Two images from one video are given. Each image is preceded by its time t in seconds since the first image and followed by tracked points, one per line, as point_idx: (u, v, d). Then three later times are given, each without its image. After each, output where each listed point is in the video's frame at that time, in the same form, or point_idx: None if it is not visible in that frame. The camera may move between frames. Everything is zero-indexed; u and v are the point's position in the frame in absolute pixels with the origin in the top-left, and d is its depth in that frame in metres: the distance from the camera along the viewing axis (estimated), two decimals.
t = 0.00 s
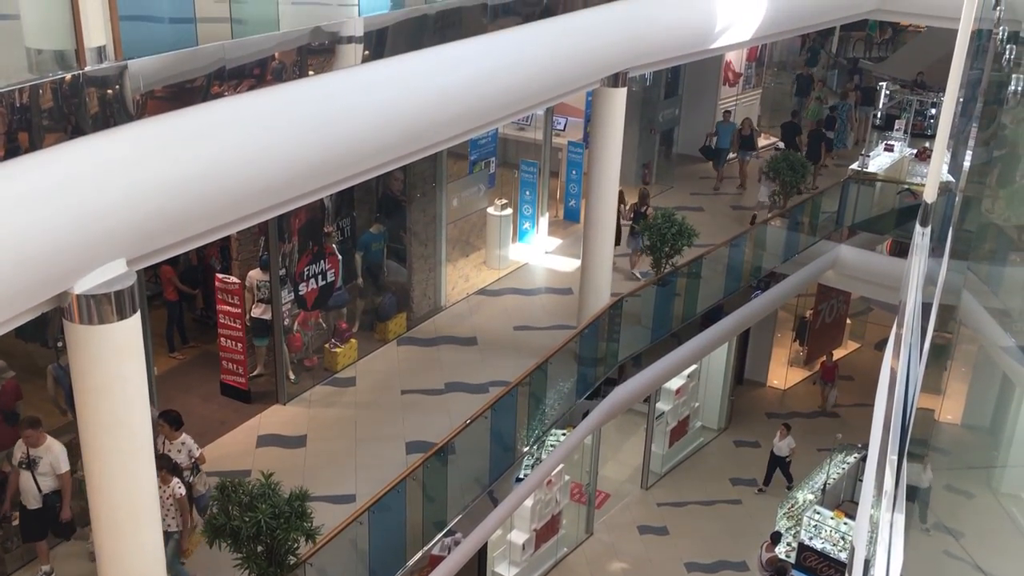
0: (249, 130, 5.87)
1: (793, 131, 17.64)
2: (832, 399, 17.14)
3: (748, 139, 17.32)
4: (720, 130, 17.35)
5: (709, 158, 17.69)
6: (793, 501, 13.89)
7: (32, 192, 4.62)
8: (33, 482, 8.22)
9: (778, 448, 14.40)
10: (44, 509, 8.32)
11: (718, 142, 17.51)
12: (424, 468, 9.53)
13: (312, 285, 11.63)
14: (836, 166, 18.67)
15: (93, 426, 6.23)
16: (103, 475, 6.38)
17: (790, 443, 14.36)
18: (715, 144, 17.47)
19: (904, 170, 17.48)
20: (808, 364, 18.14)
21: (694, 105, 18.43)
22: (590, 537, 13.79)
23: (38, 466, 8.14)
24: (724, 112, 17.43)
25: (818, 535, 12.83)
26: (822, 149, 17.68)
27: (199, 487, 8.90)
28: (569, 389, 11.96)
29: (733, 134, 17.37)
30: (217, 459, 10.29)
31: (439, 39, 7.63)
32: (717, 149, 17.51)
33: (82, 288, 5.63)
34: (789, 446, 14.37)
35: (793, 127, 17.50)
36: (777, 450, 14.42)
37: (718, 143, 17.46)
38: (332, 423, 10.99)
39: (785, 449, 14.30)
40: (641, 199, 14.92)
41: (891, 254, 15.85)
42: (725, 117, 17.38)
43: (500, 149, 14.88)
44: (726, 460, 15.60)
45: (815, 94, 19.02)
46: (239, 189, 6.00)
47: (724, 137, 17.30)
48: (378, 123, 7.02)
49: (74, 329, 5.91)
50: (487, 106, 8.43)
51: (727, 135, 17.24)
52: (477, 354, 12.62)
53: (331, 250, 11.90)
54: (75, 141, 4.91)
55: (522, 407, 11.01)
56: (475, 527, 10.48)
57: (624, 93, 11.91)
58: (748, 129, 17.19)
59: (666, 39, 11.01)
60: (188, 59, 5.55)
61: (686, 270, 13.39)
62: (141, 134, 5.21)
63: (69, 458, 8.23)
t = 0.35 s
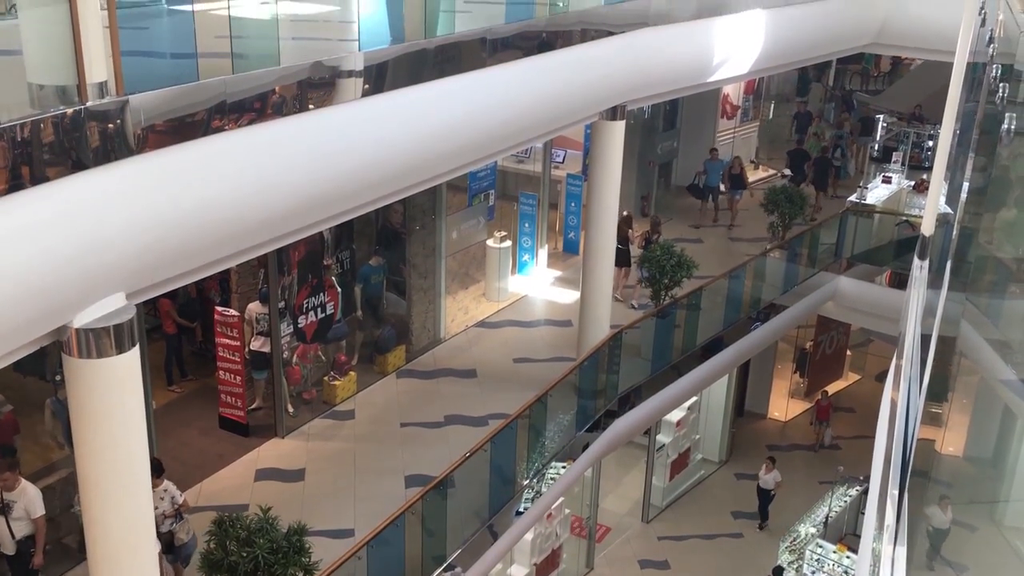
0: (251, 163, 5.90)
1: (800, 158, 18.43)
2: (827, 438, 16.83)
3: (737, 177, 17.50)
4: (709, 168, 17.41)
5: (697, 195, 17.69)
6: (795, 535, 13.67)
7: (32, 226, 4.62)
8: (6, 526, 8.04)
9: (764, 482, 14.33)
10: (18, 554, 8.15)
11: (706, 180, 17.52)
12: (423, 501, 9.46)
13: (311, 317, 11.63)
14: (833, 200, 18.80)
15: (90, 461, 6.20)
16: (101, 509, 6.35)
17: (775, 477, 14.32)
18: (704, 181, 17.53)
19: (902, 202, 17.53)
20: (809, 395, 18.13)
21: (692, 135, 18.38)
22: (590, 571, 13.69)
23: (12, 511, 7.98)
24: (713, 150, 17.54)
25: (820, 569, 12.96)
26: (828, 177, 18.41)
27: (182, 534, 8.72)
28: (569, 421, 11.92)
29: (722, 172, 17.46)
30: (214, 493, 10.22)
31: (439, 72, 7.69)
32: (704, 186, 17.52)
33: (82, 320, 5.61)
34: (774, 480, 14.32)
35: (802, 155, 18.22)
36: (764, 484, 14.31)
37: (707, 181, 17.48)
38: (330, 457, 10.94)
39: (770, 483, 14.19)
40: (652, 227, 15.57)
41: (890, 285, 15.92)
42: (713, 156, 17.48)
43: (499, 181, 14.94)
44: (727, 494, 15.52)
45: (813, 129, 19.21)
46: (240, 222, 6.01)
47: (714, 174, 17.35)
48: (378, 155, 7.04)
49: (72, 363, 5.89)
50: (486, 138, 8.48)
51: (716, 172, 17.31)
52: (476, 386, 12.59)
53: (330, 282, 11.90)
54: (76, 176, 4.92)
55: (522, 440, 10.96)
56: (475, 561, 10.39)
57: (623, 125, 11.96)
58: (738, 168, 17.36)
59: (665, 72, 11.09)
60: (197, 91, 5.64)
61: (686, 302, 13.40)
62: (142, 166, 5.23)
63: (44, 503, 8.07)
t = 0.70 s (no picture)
0: (251, 195, 5.91)
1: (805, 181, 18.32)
2: (822, 475, 16.51)
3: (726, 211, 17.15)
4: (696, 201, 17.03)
5: (684, 228, 17.32)
6: (797, 564, 13.66)
7: (33, 259, 4.63)
8: None
9: (749, 517, 14.19)
10: None
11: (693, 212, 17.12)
12: (422, 533, 9.38)
13: (310, 348, 11.61)
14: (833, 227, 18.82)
15: (88, 494, 6.16)
16: (98, 543, 6.30)
17: (762, 512, 14.16)
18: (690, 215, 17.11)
19: (900, 231, 17.56)
20: (809, 425, 18.06)
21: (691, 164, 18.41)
22: None
23: None
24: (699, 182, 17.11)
25: None
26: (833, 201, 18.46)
27: None
28: (568, 451, 11.88)
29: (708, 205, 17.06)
30: (211, 525, 10.16)
31: (438, 104, 7.73)
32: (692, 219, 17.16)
33: (82, 353, 5.60)
34: (759, 515, 14.14)
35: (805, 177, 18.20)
36: (749, 519, 14.17)
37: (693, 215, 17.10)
38: (330, 488, 10.89)
39: (756, 518, 14.02)
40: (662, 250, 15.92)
41: (889, 313, 15.94)
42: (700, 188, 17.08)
43: (498, 211, 14.98)
44: (728, 524, 15.45)
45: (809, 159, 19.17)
46: (240, 253, 6.01)
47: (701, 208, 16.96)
48: (377, 186, 7.06)
49: (70, 396, 5.87)
50: (486, 168, 8.52)
51: (702, 206, 16.93)
52: (475, 416, 12.54)
53: (329, 313, 11.90)
54: (77, 209, 4.93)
55: (521, 471, 10.90)
56: None
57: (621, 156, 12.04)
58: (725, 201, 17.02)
59: (663, 102, 11.17)
60: (193, 123, 5.67)
61: (684, 331, 13.38)
62: (142, 199, 5.24)
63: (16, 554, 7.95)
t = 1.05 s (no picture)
0: (252, 225, 5.93)
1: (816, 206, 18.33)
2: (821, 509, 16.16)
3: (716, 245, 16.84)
4: (686, 234, 16.94)
5: (673, 262, 17.07)
6: None
7: (34, 290, 4.64)
8: None
9: (737, 549, 13.97)
10: None
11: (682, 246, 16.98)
12: (423, 564, 9.27)
13: (311, 377, 11.58)
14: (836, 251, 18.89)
15: (87, 525, 6.14)
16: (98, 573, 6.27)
17: (750, 544, 13.95)
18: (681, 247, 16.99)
19: (901, 258, 17.57)
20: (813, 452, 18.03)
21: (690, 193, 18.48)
22: None
23: None
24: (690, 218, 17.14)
25: None
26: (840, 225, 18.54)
27: None
28: (570, 480, 11.81)
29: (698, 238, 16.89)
30: (211, 555, 10.10)
31: (438, 134, 7.77)
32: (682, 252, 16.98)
33: (82, 383, 5.60)
34: (747, 547, 13.88)
35: (817, 203, 18.19)
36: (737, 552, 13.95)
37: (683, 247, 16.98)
38: (330, 519, 10.82)
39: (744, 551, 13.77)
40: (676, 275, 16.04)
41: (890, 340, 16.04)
42: (690, 223, 17.06)
43: (499, 240, 15.01)
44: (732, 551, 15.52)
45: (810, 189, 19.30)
46: (241, 283, 6.02)
47: (690, 239, 16.81)
48: (378, 216, 7.08)
49: (70, 426, 5.86)
50: (486, 198, 8.54)
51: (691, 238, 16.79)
52: (476, 445, 12.50)
53: (330, 341, 11.89)
54: (79, 240, 4.94)
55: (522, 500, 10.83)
56: None
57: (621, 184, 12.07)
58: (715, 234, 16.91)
59: (662, 132, 11.21)
60: (195, 154, 5.67)
61: (686, 359, 13.34)
62: (144, 229, 5.26)
63: None
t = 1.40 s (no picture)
0: (256, 256, 5.94)
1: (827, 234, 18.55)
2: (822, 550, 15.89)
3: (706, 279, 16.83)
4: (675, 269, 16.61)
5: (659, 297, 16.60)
6: None
7: (39, 320, 4.65)
8: None
9: None
10: None
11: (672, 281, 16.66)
12: None
13: (314, 407, 11.54)
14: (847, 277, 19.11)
15: (90, 557, 6.10)
16: None
17: None
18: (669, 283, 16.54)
19: (906, 288, 17.55)
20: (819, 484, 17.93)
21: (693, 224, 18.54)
22: None
23: None
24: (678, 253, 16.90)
25: None
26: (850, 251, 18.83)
27: None
28: (575, 511, 11.73)
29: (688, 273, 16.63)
30: None
31: (443, 165, 7.80)
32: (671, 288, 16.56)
33: (84, 415, 5.58)
34: None
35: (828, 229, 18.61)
36: None
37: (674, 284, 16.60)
38: (334, 551, 10.75)
39: None
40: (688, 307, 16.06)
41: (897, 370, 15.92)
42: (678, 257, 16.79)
43: (503, 270, 15.03)
44: None
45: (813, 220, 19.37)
46: (246, 314, 6.02)
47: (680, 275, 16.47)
48: (382, 248, 7.08)
49: (74, 457, 5.84)
50: (491, 230, 8.55)
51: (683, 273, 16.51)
52: (480, 476, 12.44)
53: (334, 371, 11.87)
54: (84, 271, 4.96)
55: (526, 532, 10.74)
56: None
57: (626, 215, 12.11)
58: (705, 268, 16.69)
59: (666, 162, 11.25)
60: (201, 185, 5.69)
61: (691, 389, 13.29)
62: (149, 260, 5.28)
63: None
